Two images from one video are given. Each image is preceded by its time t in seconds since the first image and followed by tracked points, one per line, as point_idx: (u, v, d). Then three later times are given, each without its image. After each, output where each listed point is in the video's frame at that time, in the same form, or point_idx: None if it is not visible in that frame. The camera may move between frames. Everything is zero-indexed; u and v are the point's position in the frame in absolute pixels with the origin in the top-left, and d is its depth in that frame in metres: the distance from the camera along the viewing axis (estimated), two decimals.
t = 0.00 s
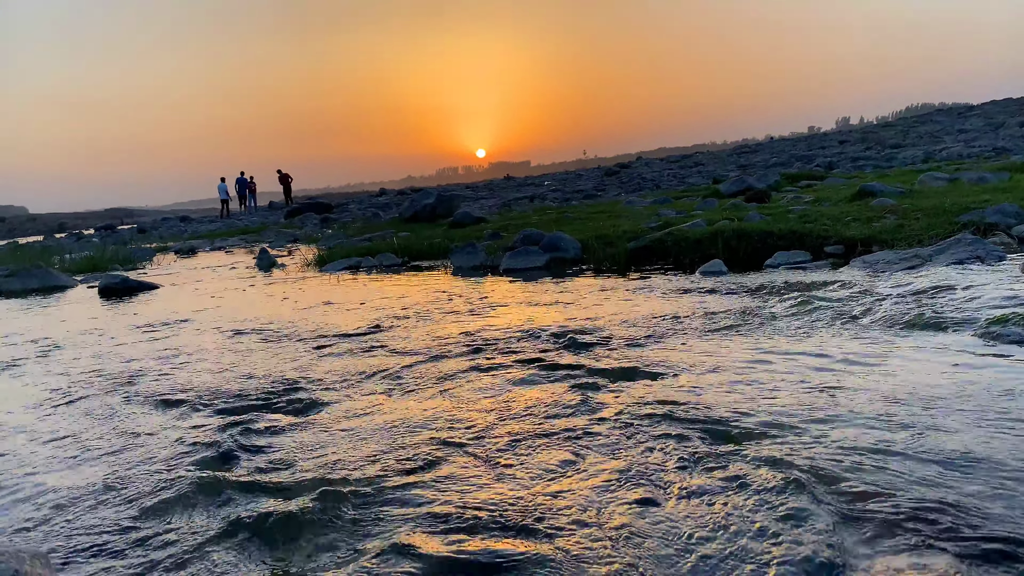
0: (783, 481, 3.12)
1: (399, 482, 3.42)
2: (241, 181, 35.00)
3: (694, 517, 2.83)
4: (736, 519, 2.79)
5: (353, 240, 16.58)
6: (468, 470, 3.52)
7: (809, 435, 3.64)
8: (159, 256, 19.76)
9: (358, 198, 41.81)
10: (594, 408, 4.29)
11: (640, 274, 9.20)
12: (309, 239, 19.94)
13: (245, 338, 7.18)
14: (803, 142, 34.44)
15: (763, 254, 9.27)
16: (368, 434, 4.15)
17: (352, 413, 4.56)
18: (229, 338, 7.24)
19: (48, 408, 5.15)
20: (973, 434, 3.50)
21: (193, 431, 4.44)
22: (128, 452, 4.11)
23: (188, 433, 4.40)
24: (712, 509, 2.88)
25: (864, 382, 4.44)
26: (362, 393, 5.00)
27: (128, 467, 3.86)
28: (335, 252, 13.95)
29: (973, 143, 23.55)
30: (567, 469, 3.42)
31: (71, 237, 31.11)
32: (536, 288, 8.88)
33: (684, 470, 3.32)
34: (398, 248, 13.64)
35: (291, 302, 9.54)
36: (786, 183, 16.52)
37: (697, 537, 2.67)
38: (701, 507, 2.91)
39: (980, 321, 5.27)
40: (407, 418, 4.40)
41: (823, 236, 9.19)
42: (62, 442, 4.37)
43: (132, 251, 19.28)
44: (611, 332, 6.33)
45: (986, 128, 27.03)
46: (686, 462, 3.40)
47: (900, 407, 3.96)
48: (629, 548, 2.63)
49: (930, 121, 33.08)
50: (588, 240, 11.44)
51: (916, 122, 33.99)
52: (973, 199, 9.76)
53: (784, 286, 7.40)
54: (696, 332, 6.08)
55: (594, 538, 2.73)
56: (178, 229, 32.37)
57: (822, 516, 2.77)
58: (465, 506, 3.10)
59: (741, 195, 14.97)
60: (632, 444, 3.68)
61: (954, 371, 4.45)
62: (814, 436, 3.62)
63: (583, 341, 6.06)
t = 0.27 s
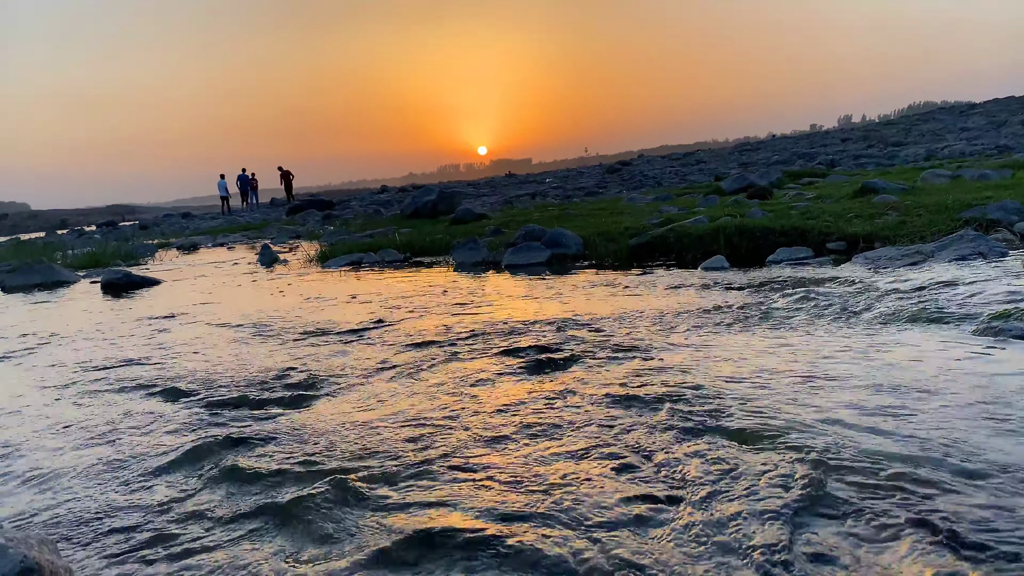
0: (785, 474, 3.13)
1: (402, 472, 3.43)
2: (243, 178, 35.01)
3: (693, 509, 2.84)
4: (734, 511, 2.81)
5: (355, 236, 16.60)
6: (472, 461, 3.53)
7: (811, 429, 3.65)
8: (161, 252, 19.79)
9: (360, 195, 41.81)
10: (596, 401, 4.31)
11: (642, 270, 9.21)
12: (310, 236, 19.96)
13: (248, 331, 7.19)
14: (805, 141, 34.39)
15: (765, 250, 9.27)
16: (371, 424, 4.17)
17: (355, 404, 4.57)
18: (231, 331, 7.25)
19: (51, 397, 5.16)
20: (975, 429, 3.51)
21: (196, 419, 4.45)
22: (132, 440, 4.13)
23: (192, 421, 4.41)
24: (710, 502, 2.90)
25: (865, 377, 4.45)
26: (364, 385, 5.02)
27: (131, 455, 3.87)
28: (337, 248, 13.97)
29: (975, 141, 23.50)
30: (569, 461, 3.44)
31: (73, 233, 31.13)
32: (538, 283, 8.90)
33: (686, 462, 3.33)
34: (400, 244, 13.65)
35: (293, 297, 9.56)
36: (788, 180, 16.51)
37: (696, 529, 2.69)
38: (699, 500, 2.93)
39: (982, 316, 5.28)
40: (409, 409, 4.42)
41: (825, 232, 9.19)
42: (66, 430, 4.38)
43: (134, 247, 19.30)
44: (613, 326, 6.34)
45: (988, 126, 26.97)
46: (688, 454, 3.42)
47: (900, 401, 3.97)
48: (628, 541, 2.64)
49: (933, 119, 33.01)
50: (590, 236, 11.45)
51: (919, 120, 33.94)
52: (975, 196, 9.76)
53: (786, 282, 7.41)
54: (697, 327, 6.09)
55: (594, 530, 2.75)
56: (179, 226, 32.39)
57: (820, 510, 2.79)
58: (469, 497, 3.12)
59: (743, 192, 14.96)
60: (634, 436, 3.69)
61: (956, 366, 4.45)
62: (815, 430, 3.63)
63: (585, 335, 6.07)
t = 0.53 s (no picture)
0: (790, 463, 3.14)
1: (408, 459, 3.43)
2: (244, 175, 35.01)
3: (697, 497, 2.85)
4: (737, 499, 2.82)
5: (356, 231, 16.60)
6: (475, 448, 3.54)
7: (815, 419, 3.65)
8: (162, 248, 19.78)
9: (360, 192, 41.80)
10: (600, 391, 4.31)
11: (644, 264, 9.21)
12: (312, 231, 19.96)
13: (250, 323, 7.19)
14: (807, 138, 34.34)
15: (767, 245, 9.27)
16: (373, 412, 4.16)
17: (357, 392, 4.57)
18: (234, 323, 7.25)
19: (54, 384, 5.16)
20: (977, 419, 3.51)
21: (199, 405, 4.44)
22: (135, 425, 4.12)
23: (195, 407, 4.41)
24: (713, 491, 2.90)
25: (868, 368, 4.45)
26: (367, 374, 5.02)
27: (135, 440, 3.87)
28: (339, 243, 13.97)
29: (977, 138, 23.47)
30: (573, 450, 3.44)
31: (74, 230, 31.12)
32: (541, 277, 8.91)
33: (691, 452, 3.33)
34: (401, 239, 13.65)
35: (295, 291, 9.56)
36: (789, 176, 16.50)
37: (701, 516, 2.70)
38: (703, 488, 2.94)
39: (985, 308, 5.28)
40: (412, 398, 4.42)
41: (827, 227, 9.19)
42: (69, 416, 4.38)
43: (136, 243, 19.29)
44: (616, 319, 6.35)
45: (990, 123, 26.92)
46: (692, 444, 3.42)
47: (903, 392, 3.98)
48: (632, 528, 2.65)
49: (934, 116, 32.96)
50: (592, 231, 11.45)
51: (921, 117, 33.89)
52: (977, 191, 9.75)
53: (788, 276, 7.40)
54: (700, 320, 6.09)
55: (599, 516, 2.76)
56: (181, 222, 32.37)
57: (824, 498, 2.80)
58: (473, 484, 3.12)
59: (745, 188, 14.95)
60: (638, 426, 3.70)
61: (958, 358, 4.46)
62: (819, 420, 3.64)
63: (588, 328, 6.08)
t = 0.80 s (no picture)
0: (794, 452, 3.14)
1: (412, 449, 3.43)
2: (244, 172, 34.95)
3: (702, 486, 2.85)
4: (742, 489, 2.81)
5: (357, 227, 16.59)
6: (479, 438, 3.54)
7: (818, 408, 3.66)
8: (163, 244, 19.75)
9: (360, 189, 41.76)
10: (602, 383, 4.31)
11: (645, 259, 9.20)
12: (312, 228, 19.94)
13: (251, 315, 7.18)
14: (807, 135, 34.31)
15: (768, 240, 9.27)
16: (377, 402, 4.17)
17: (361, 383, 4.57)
18: (235, 316, 7.24)
19: (56, 375, 5.15)
20: (980, 409, 3.52)
21: (203, 395, 4.43)
22: (138, 414, 4.11)
23: (198, 396, 4.40)
24: (718, 481, 2.90)
25: (871, 360, 4.45)
26: (370, 364, 5.02)
27: (138, 429, 3.86)
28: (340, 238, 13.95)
29: (978, 135, 23.45)
30: (577, 440, 3.45)
31: (74, 226, 31.09)
32: (542, 271, 8.90)
33: (695, 441, 3.33)
34: (402, 235, 13.64)
35: (296, 286, 9.55)
36: (790, 172, 16.49)
37: (707, 505, 2.69)
38: (708, 478, 2.93)
39: (987, 300, 5.28)
40: (415, 388, 4.42)
41: (828, 222, 9.18)
42: (71, 405, 4.37)
43: (136, 238, 19.26)
44: (617, 312, 6.34)
45: (990, 120, 26.91)
46: (696, 434, 3.42)
47: (906, 383, 3.97)
48: (637, 516, 2.64)
49: (935, 113, 32.94)
50: (593, 226, 11.44)
51: (921, 114, 33.88)
52: (979, 185, 9.75)
53: (790, 269, 7.40)
54: (702, 313, 6.09)
55: (603, 505, 2.76)
56: (181, 219, 32.35)
57: (829, 486, 2.80)
58: (477, 473, 3.13)
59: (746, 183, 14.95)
60: (641, 416, 3.70)
61: (961, 349, 4.46)
62: (822, 410, 3.64)
63: (590, 321, 6.07)
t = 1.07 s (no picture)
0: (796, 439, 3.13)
1: (413, 437, 3.42)
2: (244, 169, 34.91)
3: (705, 472, 2.85)
4: (746, 475, 2.81)
5: (357, 223, 16.59)
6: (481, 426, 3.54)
7: (820, 396, 3.66)
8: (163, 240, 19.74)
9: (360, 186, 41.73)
10: (604, 371, 4.31)
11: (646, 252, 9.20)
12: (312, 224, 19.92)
13: (252, 307, 7.18)
14: (807, 131, 34.29)
15: (769, 233, 9.27)
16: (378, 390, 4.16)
17: (362, 371, 4.57)
18: (236, 307, 7.24)
19: (57, 365, 5.14)
20: (982, 396, 3.52)
21: (204, 384, 4.43)
22: (140, 405, 4.11)
23: (200, 386, 4.40)
24: (722, 467, 2.89)
25: (873, 348, 4.45)
26: (371, 352, 5.01)
27: (140, 419, 3.86)
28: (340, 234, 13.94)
29: (978, 130, 23.43)
30: (579, 427, 3.44)
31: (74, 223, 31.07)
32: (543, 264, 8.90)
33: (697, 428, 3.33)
34: (402, 230, 13.63)
35: (297, 280, 9.54)
36: (790, 167, 16.48)
37: (710, 491, 2.69)
38: (711, 464, 2.92)
39: (989, 290, 5.28)
40: (417, 376, 4.41)
41: (829, 215, 9.18)
42: (73, 394, 4.36)
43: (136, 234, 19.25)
44: (619, 303, 6.34)
45: (991, 116, 26.89)
46: (698, 421, 3.41)
47: (908, 370, 3.97)
48: (640, 503, 2.64)
49: (935, 109, 32.92)
50: (593, 220, 11.44)
51: (921, 110, 33.84)
52: (979, 178, 9.74)
53: (791, 261, 7.40)
54: (703, 303, 6.09)
55: (606, 491, 2.76)
56: (180, 216, 32.31)
57: (831, 472, 2.80)
58: (479, 459, 3.13)
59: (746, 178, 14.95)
60: (643, 404, 3.70)
61: (962, 338, 4.46)
62: (823, 397, 3.64)
63: (592, 311, 6.07)
